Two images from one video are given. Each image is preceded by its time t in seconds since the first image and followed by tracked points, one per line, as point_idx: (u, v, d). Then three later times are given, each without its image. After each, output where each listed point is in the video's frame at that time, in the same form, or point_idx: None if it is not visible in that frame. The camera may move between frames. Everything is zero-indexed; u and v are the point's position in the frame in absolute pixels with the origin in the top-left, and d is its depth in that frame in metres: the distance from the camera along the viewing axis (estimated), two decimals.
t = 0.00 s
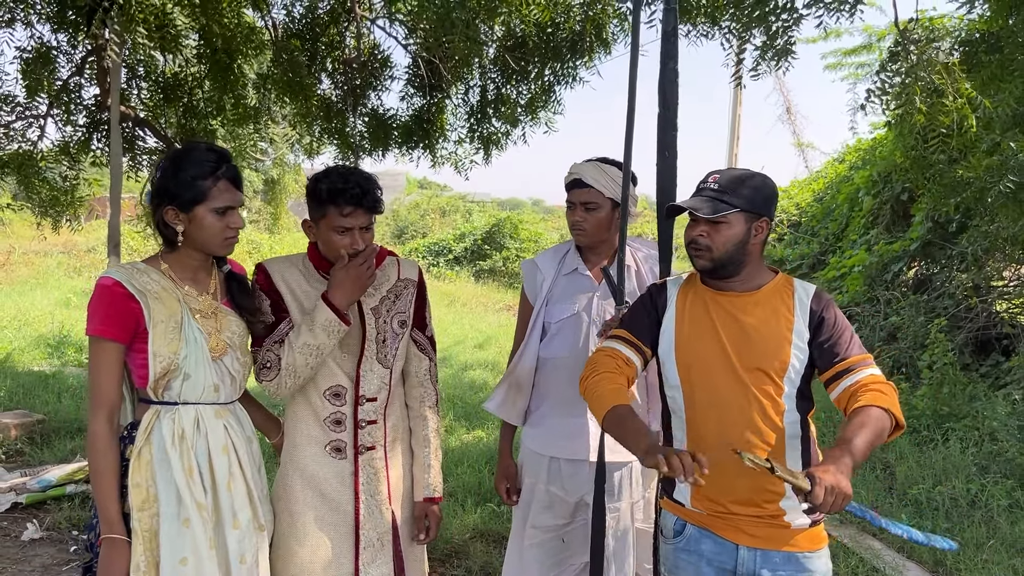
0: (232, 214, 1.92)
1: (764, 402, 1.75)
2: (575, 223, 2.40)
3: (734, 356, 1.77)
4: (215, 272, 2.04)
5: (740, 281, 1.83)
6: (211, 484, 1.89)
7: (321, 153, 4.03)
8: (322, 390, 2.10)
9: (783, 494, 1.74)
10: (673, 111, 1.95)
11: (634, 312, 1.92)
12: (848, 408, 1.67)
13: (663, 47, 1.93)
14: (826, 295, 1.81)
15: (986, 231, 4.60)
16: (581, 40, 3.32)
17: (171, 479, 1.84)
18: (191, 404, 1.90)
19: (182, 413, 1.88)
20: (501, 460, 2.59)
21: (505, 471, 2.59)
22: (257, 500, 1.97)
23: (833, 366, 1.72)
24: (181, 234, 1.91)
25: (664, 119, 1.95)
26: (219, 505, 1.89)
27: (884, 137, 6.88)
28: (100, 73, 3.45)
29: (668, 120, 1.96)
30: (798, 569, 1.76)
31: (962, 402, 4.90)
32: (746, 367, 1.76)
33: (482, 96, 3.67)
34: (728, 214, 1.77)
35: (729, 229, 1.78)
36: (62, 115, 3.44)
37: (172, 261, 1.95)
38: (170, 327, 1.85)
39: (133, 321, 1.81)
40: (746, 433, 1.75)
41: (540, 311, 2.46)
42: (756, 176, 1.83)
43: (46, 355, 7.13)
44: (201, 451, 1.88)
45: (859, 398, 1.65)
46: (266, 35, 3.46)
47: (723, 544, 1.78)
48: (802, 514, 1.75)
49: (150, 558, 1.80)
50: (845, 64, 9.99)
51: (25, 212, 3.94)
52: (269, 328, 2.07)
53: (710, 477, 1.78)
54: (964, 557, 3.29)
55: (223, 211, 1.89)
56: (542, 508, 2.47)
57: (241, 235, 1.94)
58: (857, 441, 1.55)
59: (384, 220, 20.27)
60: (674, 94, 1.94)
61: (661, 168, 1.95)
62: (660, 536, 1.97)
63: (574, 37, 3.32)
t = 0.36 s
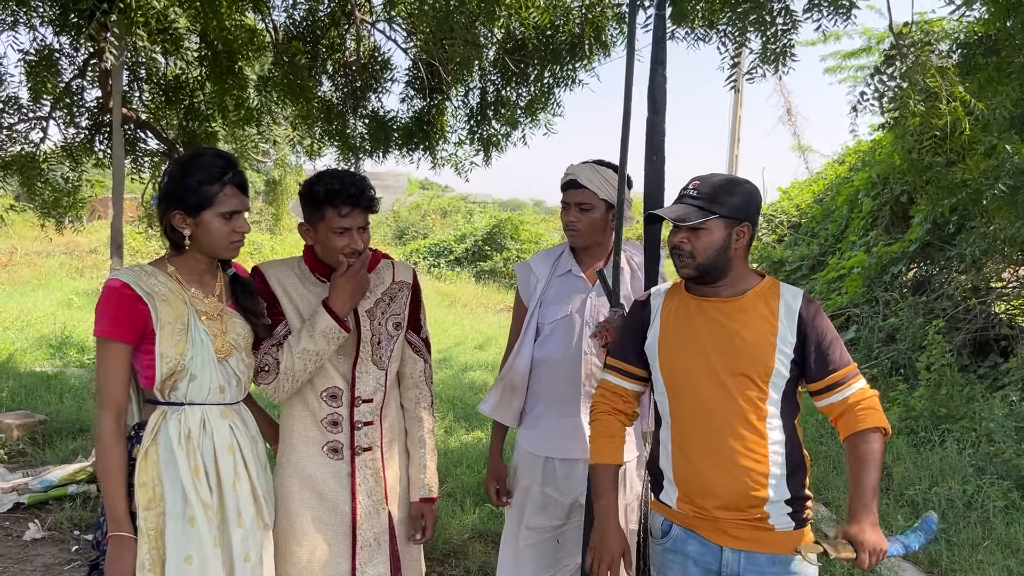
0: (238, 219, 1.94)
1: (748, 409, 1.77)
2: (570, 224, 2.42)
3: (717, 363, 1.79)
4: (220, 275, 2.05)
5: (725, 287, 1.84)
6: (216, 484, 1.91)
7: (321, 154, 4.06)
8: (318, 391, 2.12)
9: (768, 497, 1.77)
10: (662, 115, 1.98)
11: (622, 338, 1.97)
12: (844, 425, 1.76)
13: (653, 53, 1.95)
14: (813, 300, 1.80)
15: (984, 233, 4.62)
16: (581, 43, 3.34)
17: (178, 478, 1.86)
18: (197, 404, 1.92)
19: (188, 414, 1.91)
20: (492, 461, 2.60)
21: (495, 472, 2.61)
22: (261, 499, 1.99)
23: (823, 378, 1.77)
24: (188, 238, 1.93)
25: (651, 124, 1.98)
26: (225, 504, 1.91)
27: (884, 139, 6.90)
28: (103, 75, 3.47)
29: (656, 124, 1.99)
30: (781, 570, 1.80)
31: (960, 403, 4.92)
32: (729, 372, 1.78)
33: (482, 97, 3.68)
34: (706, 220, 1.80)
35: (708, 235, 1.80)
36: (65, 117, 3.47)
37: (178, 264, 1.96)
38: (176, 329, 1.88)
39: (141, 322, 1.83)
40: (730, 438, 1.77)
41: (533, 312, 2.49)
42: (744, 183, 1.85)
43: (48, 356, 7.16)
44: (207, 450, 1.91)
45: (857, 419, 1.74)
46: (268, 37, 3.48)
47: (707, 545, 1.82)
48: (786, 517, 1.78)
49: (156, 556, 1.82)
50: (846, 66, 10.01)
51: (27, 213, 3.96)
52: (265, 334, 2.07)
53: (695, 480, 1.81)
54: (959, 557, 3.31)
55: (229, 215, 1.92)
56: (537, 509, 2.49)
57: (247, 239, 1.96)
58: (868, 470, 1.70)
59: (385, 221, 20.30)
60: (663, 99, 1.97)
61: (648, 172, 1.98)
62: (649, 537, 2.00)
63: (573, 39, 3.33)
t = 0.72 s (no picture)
0: (244, 217, 1.96)
1: (747, 410, 1.77)
2: (584, 223, 2.42)
3: (716, 364, 1.79)
4: (227, 273, 2.07)
5: (725, 287, 1.85)
6: (229, 481, 1.92)
7: (325, 153, 4.08)
8: (324, 390, 2.13)
9: (766, 496, 1.78)
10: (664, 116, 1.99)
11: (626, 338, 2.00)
12: (841, 429, 1.78)
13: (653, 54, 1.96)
14: (813, 302, 1.81)
15: (985, 233, 4.62)
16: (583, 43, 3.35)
17: (191, 476, 1.88)
18: (208, 401, 1.93)
19: (200, 411, 1.92)
20: (490, 459, 2.61)
21: (492, 469, 2.61)
22: (273, 495, 2.00)
23: (822, 381, 1.77)
24: (195, 238, 1.94)
25: (653, 124, 1.98)
26: (238, 501, 1.92)
27: (886, 140, 6.91)
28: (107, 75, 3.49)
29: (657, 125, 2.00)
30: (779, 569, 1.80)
31: (961, 403, 4.92)
32: (728, 374, 1.78)
33: (485, 98, 3.70)
34: (698, 221, 1.81)
35: (700, 236, 1.82)
36: (70, 117, 3.49)
37: (185, 263, 1.98)
38: (186, 326, 1.90)
39: (151, 320, 1.85)
40: (729, 440, 1.78)
41: (542, 310, 2.49)
42: (742, 184, 1.86)
43: (51, 356, 7.18)
44: (219, 448, 1.92)
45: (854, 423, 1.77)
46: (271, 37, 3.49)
47: (706, 542, 1.83)
48: (784, 515, 1.79)
49: (170, 554, 1.84)
50: (847, 67, 10.03)
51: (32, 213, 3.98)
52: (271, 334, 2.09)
53: (695, 479, 1.82)
54: (960, 557, 3.33)
55: (236, 213, 1.93)
56: (543, 508, 2.51)
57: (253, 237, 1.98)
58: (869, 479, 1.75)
59: (387, 221, 20.32)
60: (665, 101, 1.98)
61: (650, 172, 1.99)
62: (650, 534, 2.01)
63: (575, 40, 3.34)
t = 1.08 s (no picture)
0: (250, 219, 1.97)
1: (747, 411, 1.78)
2: (596, 229, 2.42)
3: (716, 365, 1.80)
4: (228, 274, 2.08)
5: (725, 289, 1.86)
6: (229, 482, 1.93)
7: (327, 153, 4.09)
8: (329, 391, 2.14)
9: (766, 496, 1.79)
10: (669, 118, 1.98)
11: (625, 337, 2.01)
12: (835, 432, 1.79)
13: (659, 57, 1.96)
14: (814, 305, 1.81)
15: (987, 234, 4.63)
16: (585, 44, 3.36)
17: (191, 476, 1.89)
18: (209, 403, 1.95)
19: (201, 412, 1.93)
20: (494, 458, 2.60)
21: (493, 469, 2.61)
22: (273, 497, 2.01)
23: (818, 384, 1.78)
24: (202, 241, 1.95)
25: (659, 126, 1.98)
26: (237, 502, 1.93)
27: (887, 140, 6.91)
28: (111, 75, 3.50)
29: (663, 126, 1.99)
30: (778, 568, 1.80)
31: (962, 403, 4.92)
32: (728, 375, 1.79)
33: (486, 99, 3.71)
34: (697, 223, 1.81)
35: (699, 238, 1.82)
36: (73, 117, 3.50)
37: (187, 265, 1.99)
38: (187, 328, 1.91)
39: (152, 322, 1.86)
40: (728, 440, 1.79)
41: (552, 313, 2.50)
42: (743, 187, 1.86)
43: (54, 355, 7.19)
44: (220, 449, 1.93)
45: (847, 426, 1.77)
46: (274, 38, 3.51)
47: (705, 541, 1.83)
48: (784, 515, 1.80)
49: (170, 553, 1.85)
50: (849, 67, 10.02)
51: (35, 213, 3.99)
52: (275, 335, 2.10)
53: (694, 478, 1.84)
54: (961, 557, 3.33)
55: (242, 215, 1.94)
56: (546, 507, 2.52)
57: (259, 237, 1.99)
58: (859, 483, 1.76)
59: (389, 221, 20.33)
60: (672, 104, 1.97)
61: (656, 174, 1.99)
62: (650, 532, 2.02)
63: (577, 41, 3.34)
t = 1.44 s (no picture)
0: (250, 220, 1.97)
1: (756, 409, 1.79)
2: (584, 230, 2.43)
3: (724, 363, 1.81)
4: (227, 273, 2.08)
5: (736, 287, 1.86)
6: (225, 483, 1.93)
7: (328, 153, 4.10)
8: (331, 392, 2.14)
9: (774, 494, 1.79)
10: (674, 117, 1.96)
11: (639, 323, 1.98)
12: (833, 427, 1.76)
13: (661, 55, 1.95)
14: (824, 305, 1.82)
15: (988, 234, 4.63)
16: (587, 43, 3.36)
17: (187, 477, 1.89)
18: (206, 403, 1.94)
19: (198, 412, 1.93)
20: (496, 459, 2.61)
21: (496, 470, 2.60)
22: (271, 498, 2.00)
23: (826, 382, 1.77)
24: (201, 241, 1.95)
25: (662, 126, 1.96)
26: (234, 503, 1.92)
27: (889, 140, 6.90)
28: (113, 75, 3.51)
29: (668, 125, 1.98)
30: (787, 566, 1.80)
31: (964, 403, 4.92)
32: (737, 372, 1.80)
33: (489, 98, 3.74)
34: (708, 220, 1.81)
35: (710, 235, 1.82)
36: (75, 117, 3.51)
37: (184, 266, 1.99)
38: (182, 329, 1.91)
39: (147, 324, 1.86)
40: (737, 438, 1.79)
41: (543, 314, 2.50)
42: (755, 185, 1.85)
43: (56, 355, 7.20)
44: (216, 449, 1.93)
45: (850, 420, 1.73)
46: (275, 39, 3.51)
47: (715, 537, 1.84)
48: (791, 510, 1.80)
49: (165, 552, 1.85)
50: (851, 66, 10.00)
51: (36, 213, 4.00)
52: (275, 339, 2.11)
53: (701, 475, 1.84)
54: (963, 557, 3.32)
55: (241, 216, 1.94)
56: (539, 508, 2.52)
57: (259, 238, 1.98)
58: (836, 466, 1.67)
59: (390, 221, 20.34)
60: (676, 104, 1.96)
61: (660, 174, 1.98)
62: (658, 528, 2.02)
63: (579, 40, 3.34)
